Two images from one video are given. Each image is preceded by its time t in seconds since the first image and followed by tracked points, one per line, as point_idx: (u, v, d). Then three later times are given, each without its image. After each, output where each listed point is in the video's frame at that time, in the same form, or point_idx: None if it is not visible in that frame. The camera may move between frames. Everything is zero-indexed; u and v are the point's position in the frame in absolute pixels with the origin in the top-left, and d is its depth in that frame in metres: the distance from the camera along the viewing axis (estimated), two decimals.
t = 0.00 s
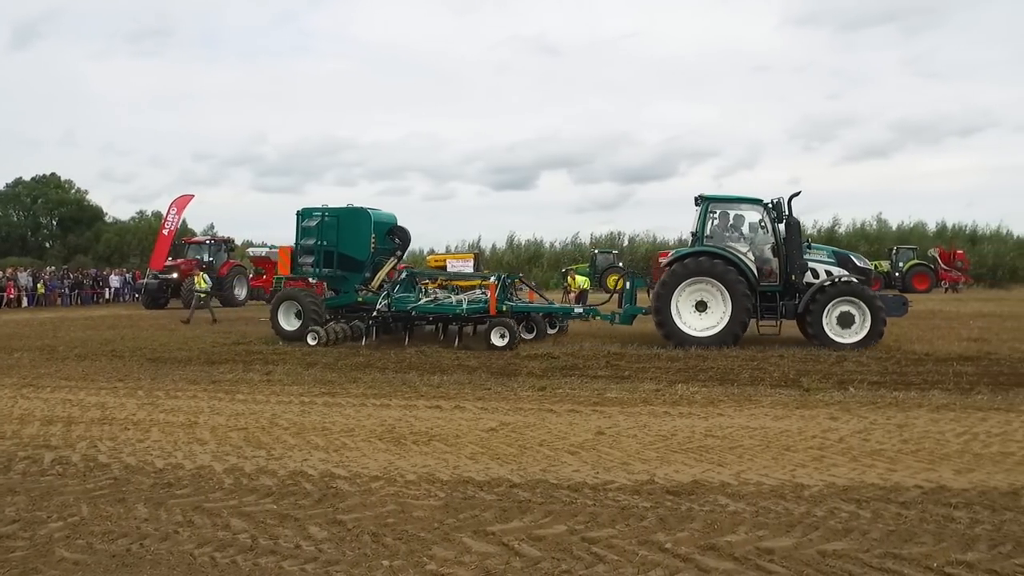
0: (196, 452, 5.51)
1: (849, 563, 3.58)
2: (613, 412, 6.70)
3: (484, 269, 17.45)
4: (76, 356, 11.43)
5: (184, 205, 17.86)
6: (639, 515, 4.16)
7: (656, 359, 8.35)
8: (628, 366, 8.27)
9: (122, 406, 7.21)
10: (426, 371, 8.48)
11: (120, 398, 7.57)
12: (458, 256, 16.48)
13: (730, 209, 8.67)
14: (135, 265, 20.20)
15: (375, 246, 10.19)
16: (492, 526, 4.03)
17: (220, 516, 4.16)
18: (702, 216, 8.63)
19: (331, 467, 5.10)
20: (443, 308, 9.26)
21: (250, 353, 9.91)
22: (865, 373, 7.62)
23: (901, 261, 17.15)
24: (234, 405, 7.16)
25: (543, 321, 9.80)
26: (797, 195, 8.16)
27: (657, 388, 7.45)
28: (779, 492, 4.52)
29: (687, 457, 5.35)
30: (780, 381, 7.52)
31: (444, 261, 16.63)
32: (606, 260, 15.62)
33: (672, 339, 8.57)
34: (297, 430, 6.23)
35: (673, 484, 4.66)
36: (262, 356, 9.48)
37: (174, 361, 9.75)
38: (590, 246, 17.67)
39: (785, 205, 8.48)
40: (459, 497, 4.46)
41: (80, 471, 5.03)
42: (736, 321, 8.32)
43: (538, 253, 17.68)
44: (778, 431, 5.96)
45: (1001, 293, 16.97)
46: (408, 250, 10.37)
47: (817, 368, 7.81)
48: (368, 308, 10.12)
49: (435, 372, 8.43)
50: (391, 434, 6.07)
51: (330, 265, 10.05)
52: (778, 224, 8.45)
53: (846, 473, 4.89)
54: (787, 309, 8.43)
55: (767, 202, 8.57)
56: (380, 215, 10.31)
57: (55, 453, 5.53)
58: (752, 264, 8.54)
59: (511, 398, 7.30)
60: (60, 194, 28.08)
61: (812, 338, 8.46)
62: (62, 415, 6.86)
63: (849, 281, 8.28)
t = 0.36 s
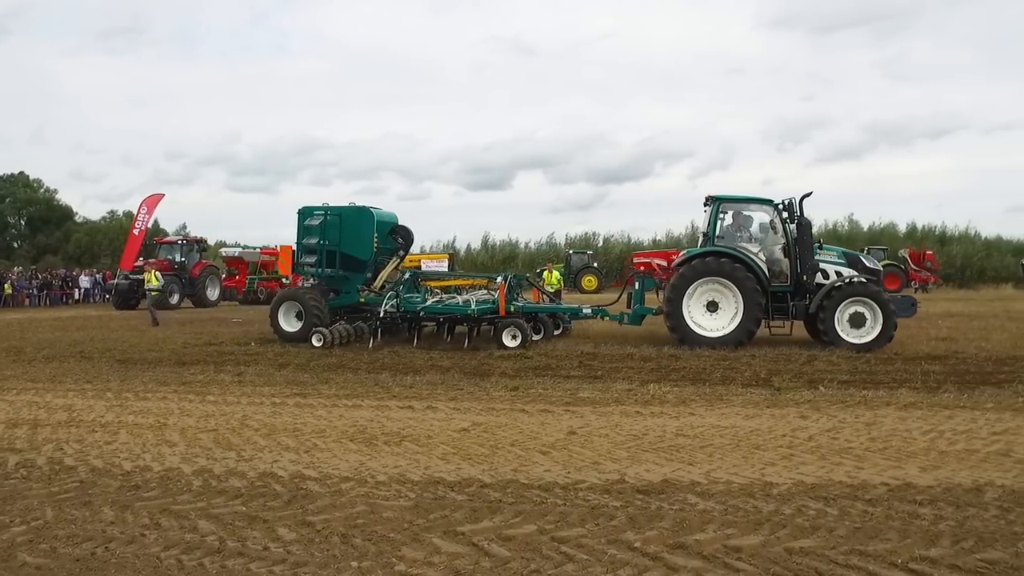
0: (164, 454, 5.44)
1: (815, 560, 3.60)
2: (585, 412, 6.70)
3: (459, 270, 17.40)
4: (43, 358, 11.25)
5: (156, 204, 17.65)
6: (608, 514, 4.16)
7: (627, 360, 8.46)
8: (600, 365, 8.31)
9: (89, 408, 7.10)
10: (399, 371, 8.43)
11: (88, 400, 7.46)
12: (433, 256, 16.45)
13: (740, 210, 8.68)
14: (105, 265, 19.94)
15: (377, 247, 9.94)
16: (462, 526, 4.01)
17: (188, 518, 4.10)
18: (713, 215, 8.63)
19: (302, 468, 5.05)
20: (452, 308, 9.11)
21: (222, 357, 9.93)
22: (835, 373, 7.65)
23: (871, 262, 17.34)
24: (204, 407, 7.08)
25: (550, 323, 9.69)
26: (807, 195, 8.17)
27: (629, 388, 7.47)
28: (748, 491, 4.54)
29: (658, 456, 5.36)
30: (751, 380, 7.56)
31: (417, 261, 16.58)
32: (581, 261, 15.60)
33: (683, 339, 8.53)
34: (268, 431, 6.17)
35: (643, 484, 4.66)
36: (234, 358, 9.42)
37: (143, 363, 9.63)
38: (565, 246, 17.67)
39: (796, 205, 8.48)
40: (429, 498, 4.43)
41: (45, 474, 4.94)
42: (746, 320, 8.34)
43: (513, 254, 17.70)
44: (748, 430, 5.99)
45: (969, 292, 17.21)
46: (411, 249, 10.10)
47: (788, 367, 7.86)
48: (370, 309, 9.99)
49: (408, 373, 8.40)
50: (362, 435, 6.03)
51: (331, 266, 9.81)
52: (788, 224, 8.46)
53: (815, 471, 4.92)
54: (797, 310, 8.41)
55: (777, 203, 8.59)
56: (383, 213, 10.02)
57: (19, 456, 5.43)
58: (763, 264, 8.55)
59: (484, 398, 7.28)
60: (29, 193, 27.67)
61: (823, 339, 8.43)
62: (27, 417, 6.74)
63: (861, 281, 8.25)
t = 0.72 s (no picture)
0: (124, 458, 5.34)
1: (774, 559, 3.61)
2: (550, 412, 6.70)
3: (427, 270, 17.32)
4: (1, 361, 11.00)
5: (119, 203, 17.35)
6: (570, 514, 4.14)
7: (594, 360, 8.49)
8: (566, 366, 8.32)
9: (47, 412, 6.96)
10: (364, 373, 8.37)
11: (46, 404, 7.31)
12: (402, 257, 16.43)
13: (743, 210, 8.68)
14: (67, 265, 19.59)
15: (374, 246, 9.86)
16: (423, 528, 3.97)
17: (146, 523, 4.01)
18: (717, 216, 8.62)
19: (264, 471, 4.96)
20: (457, 309, 8.96)
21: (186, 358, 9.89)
22: (797, 373, 7.71)
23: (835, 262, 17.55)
24: (166, 409, 6.97)
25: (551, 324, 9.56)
26: (812, 198, 8.12)
27: (595, 388, 7.49)
28: (709, 491, 4.55)
29: (621, 456, 5.37)
30: (715, 380, 7.60)
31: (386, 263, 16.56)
32: (548, 262, 15.79)
33: (688, 340, 8.51)
34: (230, 433, 6.08)
35: (606, 484, 4.66)
36: (198, 361, 9.34)
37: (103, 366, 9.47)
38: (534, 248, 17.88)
39: (801, 206, 8.44)
40: (391, 500, 4.38)
41: None
42: (751, 320, 8.36)
43: (481, 254, 17.68)
44: (712, 430, 6.02)
45: (930, 293, 17.51)
46: (408, 250, 10.03)
47: (752, 367, 7.91)
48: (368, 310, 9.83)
49: (373, 374, 8.34)
50: (326, 437, 5.97)
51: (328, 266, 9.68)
52: (792, 225, 8.45)
53: (776, 470, 4.95)
54: (801, 311, 8.43)
55: (780, 204, 8.60)
56: (379, 214, 10.01)
57: None
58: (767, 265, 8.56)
59: (449, 399, 7.25)
60: None
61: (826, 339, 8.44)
62: None
63: (865, 282, 8.25)
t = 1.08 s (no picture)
0: (73, 463, 5.20)
1: (725, 556, 3.57)
2: (508, 413, 6.69)
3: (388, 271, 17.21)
4: None
5: (71, 203, 16.97)
6: (526, 515, 4.05)
7: (553, 360, 8.50)
8: (525, 366, 8.32)
9: None
10: (322, 374, 8.27)
11: None
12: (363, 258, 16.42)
13: (739, 211, 8.70)
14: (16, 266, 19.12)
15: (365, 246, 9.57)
16: (378, 530, 3.83)
17: (94, 529, 3.82)
18: (712, 217, 8.64)
19: (217, 474, 4.72)
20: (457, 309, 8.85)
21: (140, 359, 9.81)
22: (753, 371, 7.78)
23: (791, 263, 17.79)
24: (118, 412, 6.81)
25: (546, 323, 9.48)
26: (806, 198, 8.15)
27: (553, 388, 7.50)
28: (663, 490, 4.49)
29: (577, 456, 5.38)
30: (672, 379, 7.67)
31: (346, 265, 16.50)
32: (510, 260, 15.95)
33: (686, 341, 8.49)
34: (184, 436, 5.96)
35: (561, 484, 4.57)
36: (152, 364, 9.20)
37: (53, 370, 9.26)
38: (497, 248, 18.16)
39: (795, 206, 8.49)
40: (346, 502, 4.22)
41: None
42: (749, 319, 8.37)
43: (442, 255, 17.61)
44: (667, 429, 6.06)
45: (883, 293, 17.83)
46: (399, 249, 9.75)
47: (708, 366, 7.98)
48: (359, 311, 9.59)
49: (331, 375, 8.24)
50: (281, 439, 5.88)
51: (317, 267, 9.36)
52: (787, 225, 8.50)
53: (730, 469, 4.98)
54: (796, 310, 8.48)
55: (774, 204, 8.64)
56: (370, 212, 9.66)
57: None
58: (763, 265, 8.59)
59: (407, 400, 7.20)
60: None
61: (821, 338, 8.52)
62: None
63: (859, 282, 8.33)
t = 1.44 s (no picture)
0: (13, 469, 5.02)
1: (676, 554, 3.41)
2: (462, 414, 6.65)
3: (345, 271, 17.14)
4: None
5: (13, 201, 16.51)
6: (477, 516, 3.83)
7: (508, 360, 8.49)
8: (480, 367, 8.30)
9: None
10: (275, 375, 8.15)
11: None
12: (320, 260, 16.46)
13: (730, 211, 8.72)
14: None
15: (353, 245, 9.33)
16: (329, 532, 3.60)
17: (34, 537, 3.53)
18: (705, 217, 8.64)
19: (165, 478, 4.43)
20: (454, 309, 8.69)
21: (87, 361, 9.57)
22: (707, 370, 7.85)
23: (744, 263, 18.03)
24: (63, 417, 6.60)
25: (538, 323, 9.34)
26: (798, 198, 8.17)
27: (507, 388, 7.49)
28: (615, 489, 4.31)
29: (530, 456, 5.35)
30: (626, 379, 7.70)
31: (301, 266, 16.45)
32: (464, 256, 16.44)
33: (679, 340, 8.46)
34: (132, 440, 5.80)
35: (515, 484, 4.37)
36: (100, 367, 8.97)
37: None
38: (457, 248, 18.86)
39: (787, 206, 8.53)
40: (297, 505, 3.96)
41: None
42: (741, 317, 8.43)
43: (399, 255, 17.51)
44: (621, 428, 6.08)
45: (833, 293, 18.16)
46: (388, 249, 9.53)
47: (662, 366, 8.04)
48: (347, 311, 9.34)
49: (285, 376, 8.12)
50: (232, 442, 5.75)
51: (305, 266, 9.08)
52: (778, 225, 8.54)
53: (682, 467, 4.98)
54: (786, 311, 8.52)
55: (764, 204, 8.67)
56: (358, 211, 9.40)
57: None
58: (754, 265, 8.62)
59: (360, 402, 7.11)
60: None
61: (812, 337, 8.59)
62: None
63: (849, 281, 8.41)
